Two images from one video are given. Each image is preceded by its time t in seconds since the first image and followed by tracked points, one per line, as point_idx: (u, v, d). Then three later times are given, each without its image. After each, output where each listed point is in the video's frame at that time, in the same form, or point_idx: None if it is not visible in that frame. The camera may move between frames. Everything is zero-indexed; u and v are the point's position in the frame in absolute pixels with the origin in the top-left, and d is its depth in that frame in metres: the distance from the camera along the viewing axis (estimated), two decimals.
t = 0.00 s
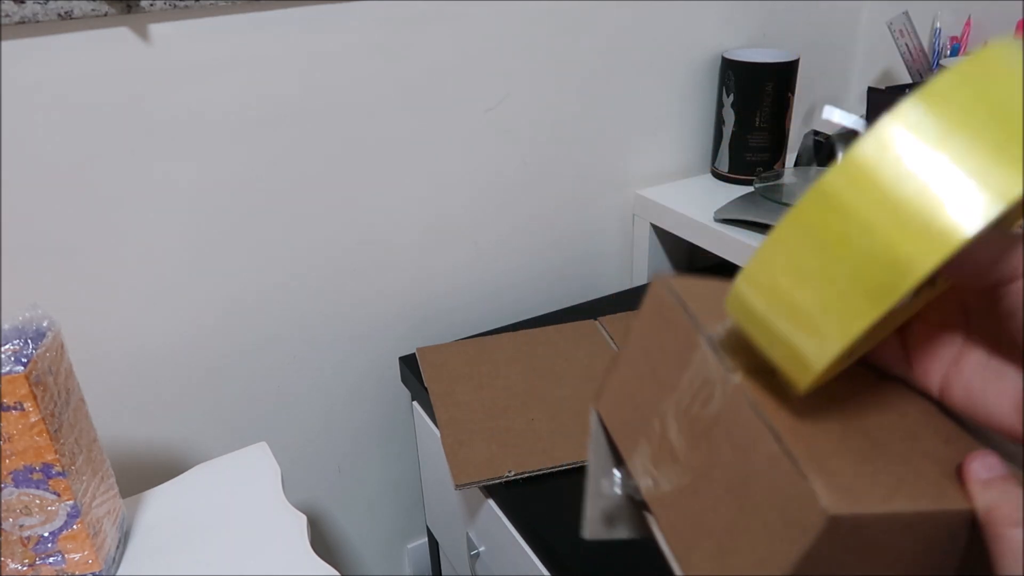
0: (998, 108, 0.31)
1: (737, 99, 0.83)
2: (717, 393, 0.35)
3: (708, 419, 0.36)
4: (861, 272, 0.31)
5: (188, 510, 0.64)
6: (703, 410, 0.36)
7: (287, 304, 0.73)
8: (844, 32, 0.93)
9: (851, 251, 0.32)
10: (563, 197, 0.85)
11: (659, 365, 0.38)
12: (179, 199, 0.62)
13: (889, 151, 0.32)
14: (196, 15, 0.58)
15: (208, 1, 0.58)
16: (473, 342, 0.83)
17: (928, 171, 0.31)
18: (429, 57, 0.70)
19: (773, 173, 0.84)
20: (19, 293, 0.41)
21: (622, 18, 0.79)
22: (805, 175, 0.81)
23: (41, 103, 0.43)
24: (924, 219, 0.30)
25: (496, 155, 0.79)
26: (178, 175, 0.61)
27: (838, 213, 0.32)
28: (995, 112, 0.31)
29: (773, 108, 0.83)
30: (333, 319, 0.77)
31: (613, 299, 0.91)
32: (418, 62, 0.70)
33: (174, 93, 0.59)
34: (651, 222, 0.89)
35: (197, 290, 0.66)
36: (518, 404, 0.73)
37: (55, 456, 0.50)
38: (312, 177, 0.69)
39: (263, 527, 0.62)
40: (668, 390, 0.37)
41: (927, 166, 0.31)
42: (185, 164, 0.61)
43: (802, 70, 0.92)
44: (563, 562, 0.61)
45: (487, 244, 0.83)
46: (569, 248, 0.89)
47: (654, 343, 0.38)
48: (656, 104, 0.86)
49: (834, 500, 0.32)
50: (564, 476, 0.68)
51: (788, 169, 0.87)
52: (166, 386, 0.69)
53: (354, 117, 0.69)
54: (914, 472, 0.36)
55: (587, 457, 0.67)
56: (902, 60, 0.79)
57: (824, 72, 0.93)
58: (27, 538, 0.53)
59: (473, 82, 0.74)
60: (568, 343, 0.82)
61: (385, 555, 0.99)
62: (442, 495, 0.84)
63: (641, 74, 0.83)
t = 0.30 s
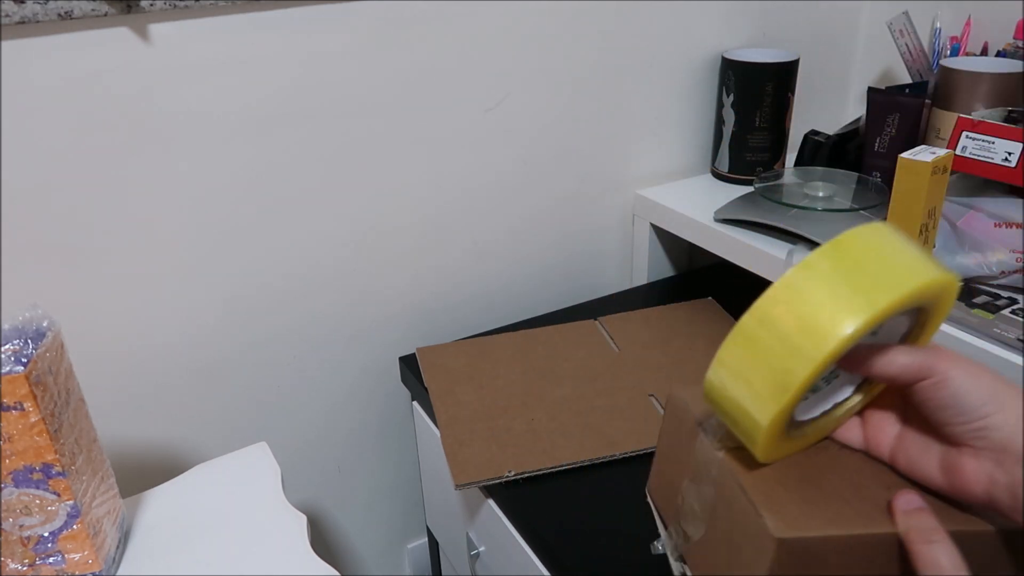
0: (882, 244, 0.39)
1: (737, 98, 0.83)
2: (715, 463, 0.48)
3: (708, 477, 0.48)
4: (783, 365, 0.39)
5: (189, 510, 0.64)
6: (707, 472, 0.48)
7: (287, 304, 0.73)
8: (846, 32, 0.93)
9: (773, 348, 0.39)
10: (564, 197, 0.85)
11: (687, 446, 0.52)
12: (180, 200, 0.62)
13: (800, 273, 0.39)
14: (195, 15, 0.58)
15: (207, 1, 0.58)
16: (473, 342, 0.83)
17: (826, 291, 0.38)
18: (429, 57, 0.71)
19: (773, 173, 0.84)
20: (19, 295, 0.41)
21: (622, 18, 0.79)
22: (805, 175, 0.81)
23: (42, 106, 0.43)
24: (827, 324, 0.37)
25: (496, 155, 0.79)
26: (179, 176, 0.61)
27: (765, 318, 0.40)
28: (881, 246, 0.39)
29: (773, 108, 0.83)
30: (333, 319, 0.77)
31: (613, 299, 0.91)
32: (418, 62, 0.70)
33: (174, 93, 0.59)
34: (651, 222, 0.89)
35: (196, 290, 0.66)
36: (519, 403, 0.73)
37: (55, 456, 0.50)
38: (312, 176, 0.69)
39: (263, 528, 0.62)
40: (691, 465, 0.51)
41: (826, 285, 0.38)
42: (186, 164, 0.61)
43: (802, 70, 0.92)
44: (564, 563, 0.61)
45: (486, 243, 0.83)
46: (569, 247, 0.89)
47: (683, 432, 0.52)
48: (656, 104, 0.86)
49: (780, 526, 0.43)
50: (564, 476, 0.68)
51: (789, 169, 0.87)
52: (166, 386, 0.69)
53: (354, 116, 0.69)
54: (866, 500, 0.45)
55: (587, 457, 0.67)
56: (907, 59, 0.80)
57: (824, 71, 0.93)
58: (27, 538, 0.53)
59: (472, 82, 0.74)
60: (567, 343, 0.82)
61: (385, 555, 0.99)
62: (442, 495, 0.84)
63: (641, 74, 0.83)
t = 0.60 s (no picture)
0: (803, 270, 0.46)
1: (737, 98, 0.83)
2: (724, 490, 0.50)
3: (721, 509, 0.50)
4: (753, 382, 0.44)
5: (189, 510, 0.64)
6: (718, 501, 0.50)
7: (287, 304, 0.73)
8: (846, 32, 0.93)
9: (741, 369, 0.44)
10: (564, 196, 0.85)
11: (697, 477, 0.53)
12: (180, 200, 0.62)
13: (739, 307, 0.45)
14: (196, 15, 0.58)
15: (207, 1, 0.58)
16: (473, 342, 0.83)
17: (770, 313, 0.44)
18: (429, 58, 0.71)
19: (773, 173, 0.84)
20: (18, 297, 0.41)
21: (622, 18, 0.79)
22: (806, 175, 0.82)
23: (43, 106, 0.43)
24: (779, 341, 0.43)
25: (496, 155, 0.79)
26: (178, 177, 0.61)
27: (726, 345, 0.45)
28: (804, 272, 0.46)
29: (773, 108, 0.83)
30: (333, 319, 0.77)
31: (613, 299, 0.91)
32: (418, 62, 0.70)
33: (173, 93, 0.59)
34: (651, 222, 0.89)
35: (196, 290, 0.66)
36: (518, 404, 0.73)
37: (55, 456, 0.50)
38: (312, 175, 0.69)
39: (263, 527, 0.62)
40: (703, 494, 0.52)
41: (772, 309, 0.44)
42: (186, 165, 0.61)
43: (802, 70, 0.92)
44: (564, 563, 0.61)
45: (486, 243, 0.83)
46: (568, 247, 0.89)
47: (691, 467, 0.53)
48: (656, 104, 0.86)
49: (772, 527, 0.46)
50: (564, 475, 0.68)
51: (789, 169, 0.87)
52: (165, 386, 0.69)
53: (354, 116, 0.69)
54: (849, 488, 0.49)
55: (586, 457, 0.67)
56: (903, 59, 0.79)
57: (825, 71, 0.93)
58: (27, 538, 0.53)
59: (473, 83, 0.74)
60: (567, 343, 0.82)
61: (385, 556, 0.99)
62: (442, 495, 0.84)
63: (641, 74, 0.83)
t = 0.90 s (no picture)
0: (823, 280, 0.47)
1: (737, 98, 0.83)
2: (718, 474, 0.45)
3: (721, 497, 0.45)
4: (765, 390, 0.45)
5: (189, 510, 0.64)
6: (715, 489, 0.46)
7: (287, 304, 0.73)
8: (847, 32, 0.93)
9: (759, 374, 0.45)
10: (564, 196, 0.85)
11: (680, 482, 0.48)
12: (180, 200, 0.62)
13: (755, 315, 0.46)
14: (196, 16, 0.58)
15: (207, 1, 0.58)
16: (473, 342, 0.83)
17: (787, 323, 0.45)
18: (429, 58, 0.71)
19: (773, 173, 0.84)
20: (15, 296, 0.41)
21: (622, 18, 0.79)
22: (806, 175, 0.82)
23: (44, 107, 0.43)
24: (797, 352, 0.44)
25: (496, 155, 0.79)
26: (178, 177, 0.61)
27: (743, 349, 0.46)
28: (824, 281, 0.47)
29: (773, 108, 0.83)
30: (333, 319, 0.77)
31: (613, 299, 0.91)
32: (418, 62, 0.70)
33: (173, 92, 0.59)
34: (652, 222, 0.89)
35: (196, 289, 0.66)
36: (518, 404, 0.73)
37: (55, 456, 0.51)
38: (311, 175, 0.69)
39: (263, 527, 0.62)
40: (691, 490, 0.47)
41: (787, 318, 0.46)
42: (186, 165, 0.61)
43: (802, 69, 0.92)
44: (563, 563, 0.61)
45: (486, 244, 0.83)
46: (569, 247, 0.89)
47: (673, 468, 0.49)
48: (656, 103, 0.86)
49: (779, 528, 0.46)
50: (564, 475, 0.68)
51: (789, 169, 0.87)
52: (164, 386, 0.69)
53: (354, 116, 0.69)
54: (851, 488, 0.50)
55: (587, 457, 0.67)
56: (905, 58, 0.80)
57: (825, 71, 0.93)
58: (27, 538, 0.53)
59: (473, 83, 0.74)
60: (567, 343, 0.82)
61: (385, 556, 0.99)
62: (442, 495, 0.84)
63: (641, 74, 0.83)
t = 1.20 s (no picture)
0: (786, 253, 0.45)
1: (737, 98, 0.83)
2: (742, 421, 0.41)
3: (742, 447, 0.40)
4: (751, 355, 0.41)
5: (189, 510, 0.64)
6: (737, 438, 0.41)
7: (286, 304, 0.73)
8: (846, 32, 0.93)
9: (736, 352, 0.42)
10: (563, 196, 0.86)
11: (694, 436, 0.43)
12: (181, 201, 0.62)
13: (727, 291, 0.43)
14: (197, 16, 0.58)
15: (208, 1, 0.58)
16: (474, 341, 0.83)
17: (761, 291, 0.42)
18: (429, 57, 0.71)
19: (773, 173, 0.84)
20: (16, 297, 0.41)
21: (622, 18, 0.79)
22: (806, 175, 0.82)
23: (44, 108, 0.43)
24: (774, 320, 0.41)
25: (496, 154, 0.79)
26: (178, 177, 0.61)
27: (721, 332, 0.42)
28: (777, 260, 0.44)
29: (773, 109, 0.83)
30: (333, 319, 0.77)
31: (613, 299, 0.92)
32: (419, 62, 0.70)
33: (173, 93, 0.58)
34: (651, 222, 0.89)
35: (196, 290, 0.66)
36: (518, 403, 0.73)
37: (55, 456, 0.51)
38: (311, 175, 0.69)
39: (263, 527, 0.62)
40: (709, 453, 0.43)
41: (750, 295, 0.42)
42: (186, 165, 0.61)
43: (802, 69, 0.92)
44: (564, 563, 0.61)
45: (486, 243, 0.83)
46: (569, 247, 0.89)
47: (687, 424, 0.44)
48: (656, 103, 0.86)
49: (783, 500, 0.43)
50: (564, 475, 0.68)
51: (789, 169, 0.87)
52: (165, 386, 0.69)
53: (354, 116, 0.69)
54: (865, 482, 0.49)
55: (587, 457, 0.67)
56: (903, 60, 0.79)
57: (824, 71, 0.93)
58: (27, 538, 0.53)
59: (473, 82, 0.74)
60: (568, 343, 0.82)
61: (385, 556, 0.99)
62: (442, 495, 0.84)
63: (642, 74, 0.83)
